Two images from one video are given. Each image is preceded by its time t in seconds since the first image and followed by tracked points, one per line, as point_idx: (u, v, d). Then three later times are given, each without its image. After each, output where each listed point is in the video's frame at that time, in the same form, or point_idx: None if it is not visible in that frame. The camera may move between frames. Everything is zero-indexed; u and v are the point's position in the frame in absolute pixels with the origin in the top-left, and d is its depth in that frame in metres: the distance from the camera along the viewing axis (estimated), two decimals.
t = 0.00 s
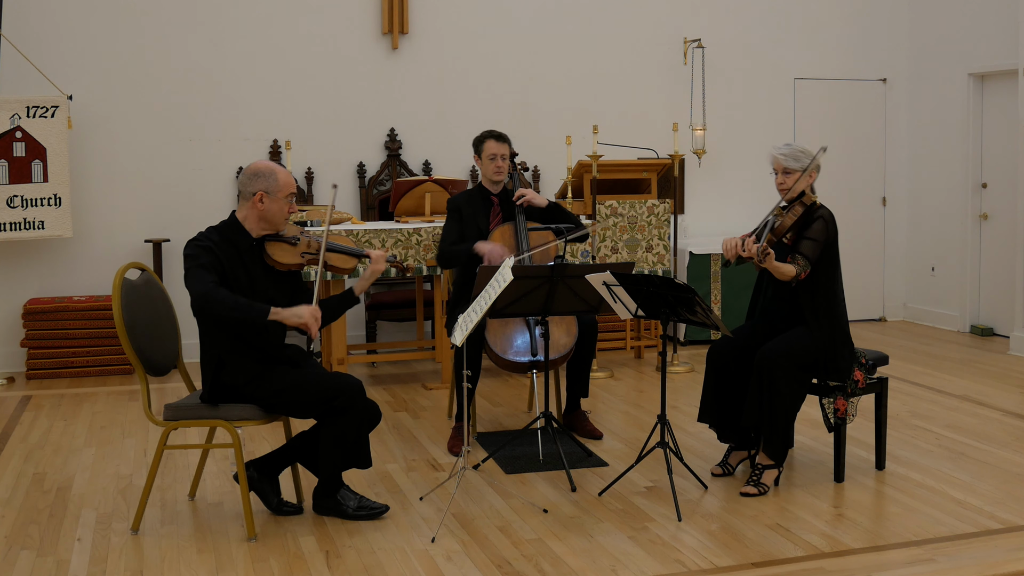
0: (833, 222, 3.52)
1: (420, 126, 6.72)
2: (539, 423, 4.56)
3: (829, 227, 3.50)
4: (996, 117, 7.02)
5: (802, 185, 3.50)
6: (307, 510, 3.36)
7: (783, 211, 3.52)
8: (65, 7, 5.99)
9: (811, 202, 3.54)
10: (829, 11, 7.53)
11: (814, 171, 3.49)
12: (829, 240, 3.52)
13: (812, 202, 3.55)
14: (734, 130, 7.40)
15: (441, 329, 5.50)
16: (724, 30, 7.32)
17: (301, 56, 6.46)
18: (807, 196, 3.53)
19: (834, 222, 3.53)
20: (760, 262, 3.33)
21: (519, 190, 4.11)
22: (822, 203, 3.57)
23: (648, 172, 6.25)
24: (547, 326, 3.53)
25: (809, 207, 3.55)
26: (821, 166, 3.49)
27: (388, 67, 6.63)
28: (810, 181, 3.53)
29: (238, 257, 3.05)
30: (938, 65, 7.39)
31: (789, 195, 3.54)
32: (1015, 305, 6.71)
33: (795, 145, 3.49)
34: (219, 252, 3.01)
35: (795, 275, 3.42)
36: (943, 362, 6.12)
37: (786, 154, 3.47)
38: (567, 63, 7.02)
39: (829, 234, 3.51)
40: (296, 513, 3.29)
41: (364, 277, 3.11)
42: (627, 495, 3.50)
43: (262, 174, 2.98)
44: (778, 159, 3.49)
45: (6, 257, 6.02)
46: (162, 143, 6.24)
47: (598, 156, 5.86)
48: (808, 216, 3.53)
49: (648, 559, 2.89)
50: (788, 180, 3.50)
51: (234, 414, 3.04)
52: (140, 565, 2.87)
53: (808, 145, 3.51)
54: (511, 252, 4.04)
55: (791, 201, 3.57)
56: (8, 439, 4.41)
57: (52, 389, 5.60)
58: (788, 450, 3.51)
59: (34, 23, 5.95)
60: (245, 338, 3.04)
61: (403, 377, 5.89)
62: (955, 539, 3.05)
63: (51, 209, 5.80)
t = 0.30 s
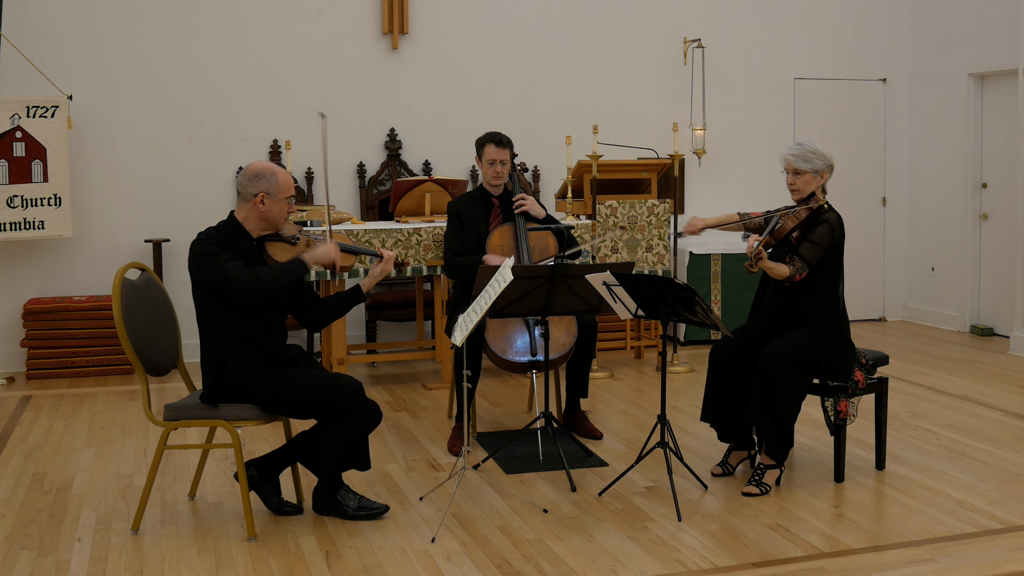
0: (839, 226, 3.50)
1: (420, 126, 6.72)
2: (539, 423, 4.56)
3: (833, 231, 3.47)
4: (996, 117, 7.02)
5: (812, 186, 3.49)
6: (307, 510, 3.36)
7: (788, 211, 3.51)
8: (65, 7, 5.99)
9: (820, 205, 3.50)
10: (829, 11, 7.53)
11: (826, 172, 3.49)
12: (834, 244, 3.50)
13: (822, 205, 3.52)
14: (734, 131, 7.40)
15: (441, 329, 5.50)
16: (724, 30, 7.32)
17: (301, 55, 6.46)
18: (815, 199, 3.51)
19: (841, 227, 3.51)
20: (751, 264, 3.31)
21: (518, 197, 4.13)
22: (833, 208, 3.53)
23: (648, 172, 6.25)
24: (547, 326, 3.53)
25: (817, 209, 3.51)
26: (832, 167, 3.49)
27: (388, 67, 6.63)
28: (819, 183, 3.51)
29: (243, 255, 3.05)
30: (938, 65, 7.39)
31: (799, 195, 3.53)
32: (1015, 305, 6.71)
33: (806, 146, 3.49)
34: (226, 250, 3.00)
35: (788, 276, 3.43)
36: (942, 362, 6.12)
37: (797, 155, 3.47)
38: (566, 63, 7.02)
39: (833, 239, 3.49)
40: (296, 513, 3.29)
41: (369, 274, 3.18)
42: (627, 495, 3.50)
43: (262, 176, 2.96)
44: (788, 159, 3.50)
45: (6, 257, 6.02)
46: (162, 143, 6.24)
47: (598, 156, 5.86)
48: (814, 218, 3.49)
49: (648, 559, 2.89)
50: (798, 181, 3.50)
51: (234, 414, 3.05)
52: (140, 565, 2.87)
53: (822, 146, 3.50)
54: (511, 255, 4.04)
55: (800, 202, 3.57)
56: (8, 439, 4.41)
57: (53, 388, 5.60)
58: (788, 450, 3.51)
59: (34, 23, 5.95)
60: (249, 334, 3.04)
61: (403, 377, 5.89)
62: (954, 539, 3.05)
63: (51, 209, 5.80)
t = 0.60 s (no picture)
0: (836, 226, 3.49)
1: (420, 126, 6.72)
2: (539, 423, 4.57)
3: (831, 232, 3.47)
4: (996, 116, 7.02)
5: (807, 186, 3.51)
6: (307, 510, 3.36)
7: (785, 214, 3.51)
8: (65, 7, 5.99)
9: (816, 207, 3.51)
10: (829, 11, 7.53)
11: (820, 173, 3.50)
12: (832, 245, 3.50)
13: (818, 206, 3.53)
14: (734, 131, 7.40)
15: (441, 329, 5.50)
16: (724, 30, 7.32)
17: (300, 55, 6.46)
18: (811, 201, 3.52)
19: (838, 227, 3.50)
20: (756, 269, 3.34)
21: (522, 195, 4.11)
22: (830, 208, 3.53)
23: (648, 172, 6.25)
24: (547, 326, 3.52)
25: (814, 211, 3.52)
26: (827, 166, 3.50)
27: (388, 67, 6.63)
28: (814, 183, 3.53)
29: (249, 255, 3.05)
30: (938, 65, 7.39)
31: (795, 195, 3.55)
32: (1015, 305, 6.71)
33: (801, 146, 3.50)
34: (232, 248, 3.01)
35: (790, 279, 3.41)
36: (942, 362, 6.12)
37: (792, 156, 3.48)
38: (567, 63, 7.02)
39: (830, 240, 3.48)
40: (296, 513, 3.29)
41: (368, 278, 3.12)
42: (627, 495, 3.50)
43: (272, 174, 2.98)
44: (783, 160, 3.50)
45: (6, 257, 6.02)
46: (162, 143, 6.24)
47: (598, 156, 5.86)
48: (811, 220, 3.49)
49: (648, 559, 2.89)
50: (794, 181, 3.51)
51: (236, 414, 3.04)
52: (140, 565, 2.87)
53: (816, 146, 3.51)
54: (512, 254, 4.04)
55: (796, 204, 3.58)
56: (8, 439, 4.41)
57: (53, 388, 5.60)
58: (788, 449, 3.50)
59: (34, 23, 5.95)
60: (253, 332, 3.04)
61: (403, 377, 5.89)
62: (954, 539, 3.05)
63: (51, 209, 5.80)
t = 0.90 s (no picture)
0: (827, 228, 3.50)
1: (420, 126, 6.72)
2: (539, 423, 4.57)
3: (822, 233, 3.47)
4: (996, 116, 7.02)
5: (795, 188, 3.49)
6: (307, 510, 3.36)
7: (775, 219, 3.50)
8: (65, 7, 5.99)
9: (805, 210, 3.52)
10: (829, 11, 7.53)
11: (808, 174, 3.49)
12: (824, 246, 3.50)
13: (806, 208, 3.53)
14: (734, 131, 7.40)
15: (441, 329, 5.50)
16: (724, 30, 7.32)
17: (301, 55, 6.46)
18: (800, 203, 3.53)
19: (828, 228, 3.51)
20: (750, 283, 3.33)
21: (523, 194, 4.11)
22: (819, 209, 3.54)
23: (648, 172, 6.25)
24: (548, 326, 3.52)
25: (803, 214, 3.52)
26: (814, 166, 3.49)
27: (388, 67, 6.63)
28: (802, 185, 3.52)
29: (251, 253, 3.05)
30: (938, 65, 7.39)
31: (783, 198, 3.54)
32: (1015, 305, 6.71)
33: (787, 147, 3.48)
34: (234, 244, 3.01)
35: (783, 285, 3.42)
36: (942, 362, 6.12)
37: (778, 158, 3.46)
38: (567, 63, 7.02)
39: (822, 242, 3.48)
40: (296, 513, 3.29)
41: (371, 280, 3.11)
42: (627, 495, 3.50)
43: (273, 174, 3.00)
44: (770, 163, 3.48)
45: (6, 257, 6.02)
46: (162, 143, 6.24)
47: (598, 156, 5.86)
48: (801, 222, 3.49)
49: (648, 559, 2.89)
50: (781, 184, 3.49)
51: (236, 414, 3.04)
52: (140, 565, 2.87)
53: (802, 147, 3.49)
54: (512, 254, 4.04)
55: (784, 206, 3.57)
56: (8, 439, 4.41)
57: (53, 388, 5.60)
58: (789, 449, 3.51)
59: (34, 23, 5.95)
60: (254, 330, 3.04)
61: (403, 377, 5.89)
62: (954, 539, 3.05)
63: (51, 209, 5.80)
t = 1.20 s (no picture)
0: (817, 228, 3.49)
1: (420, 126, 6.72)
2: (539, 423, 4.56)
3: (812, 234, 3.47)
4: (996, 116, 7.02)
5: (785, 188, 3.50)
6: (307, 510, 3.36)
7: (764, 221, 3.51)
8: (65, 7, 6.00)
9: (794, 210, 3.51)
10: (829, 11, 7.53)
11: (797, 174, 3.49)
12: (815, 246, 3.50)
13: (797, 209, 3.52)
14: (734, 131, 7.40)
15: (441, 329, 5.50)
16: (725, 30, 7.32)
17: (301, 56, 6.46)
18: (789, 203, 3.53)
19: (819, 228, 3.50)
20: (740, 288, 3.42)
21: (520, 193, 4.10)
22: (809, 209, 3.53)
23: (648, 172, 6.25)
24: (548, 326, 3.52)
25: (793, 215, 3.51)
26: (804, 166, 3.48)
27: (388, 67, 6.63)
28: (791, 184, 3.52)
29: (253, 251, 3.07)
30: (938, 65, 7.39)
31: (773, 198, 3.54)
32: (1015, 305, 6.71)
33: (776, 147, 3.47)
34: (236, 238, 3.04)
35: (775, 287, 3.44)
36: (942, 362, 6.12)
37: (767, 159, 3.45)
38: (567, 63, 7.02)
39: (812, 242, 3.48)
40: (296, 513, 3.29)
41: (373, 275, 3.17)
42: (626, 495, 3.50)
43: (270, 174, 2.98)
44: (759, 164, 3.47)
45: (6, 257, 6.02)
46: (162, 143, 6.24)
47: (598, 156, 5.86)
48: (790, 224, 3.49)
49: (648, 559, 2.89)
50: (771, 184, 3.50)
51: (236, 414, 3.03)
52: (140, 565, 2.87)
53: (791, 147, 3.48)
54: (511, 254, 4.04)
55: (774, 206, 3.58)
56: (8, 439, 4.41)
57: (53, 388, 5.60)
58: (789, 449, 3.51)
59: (34, 23, 5.95)
60: (255, 327, 3.04)
61: (403, 377, 5.89)
62: (954, 539, 3.05)
63: (51, 209, 5.80)
